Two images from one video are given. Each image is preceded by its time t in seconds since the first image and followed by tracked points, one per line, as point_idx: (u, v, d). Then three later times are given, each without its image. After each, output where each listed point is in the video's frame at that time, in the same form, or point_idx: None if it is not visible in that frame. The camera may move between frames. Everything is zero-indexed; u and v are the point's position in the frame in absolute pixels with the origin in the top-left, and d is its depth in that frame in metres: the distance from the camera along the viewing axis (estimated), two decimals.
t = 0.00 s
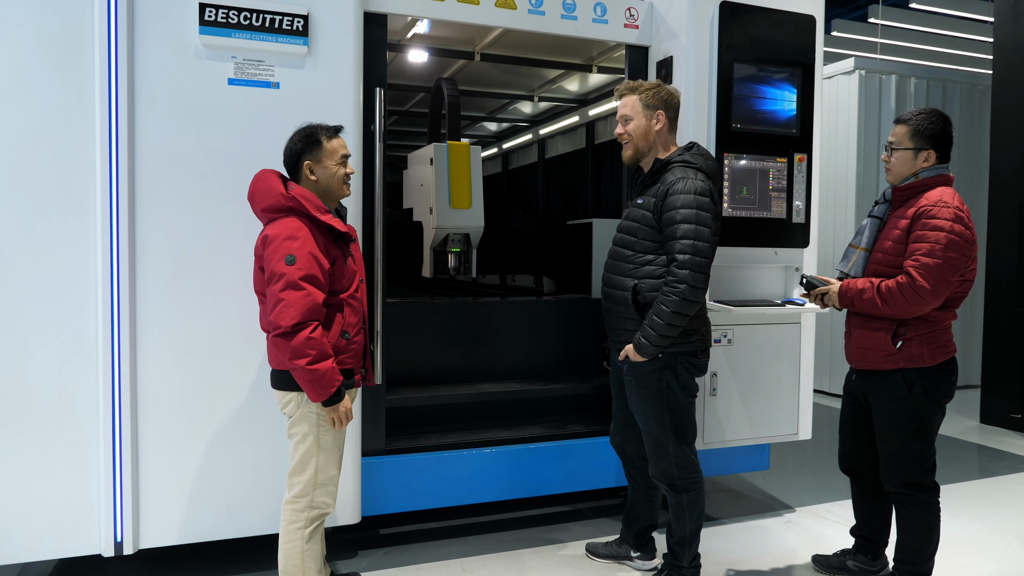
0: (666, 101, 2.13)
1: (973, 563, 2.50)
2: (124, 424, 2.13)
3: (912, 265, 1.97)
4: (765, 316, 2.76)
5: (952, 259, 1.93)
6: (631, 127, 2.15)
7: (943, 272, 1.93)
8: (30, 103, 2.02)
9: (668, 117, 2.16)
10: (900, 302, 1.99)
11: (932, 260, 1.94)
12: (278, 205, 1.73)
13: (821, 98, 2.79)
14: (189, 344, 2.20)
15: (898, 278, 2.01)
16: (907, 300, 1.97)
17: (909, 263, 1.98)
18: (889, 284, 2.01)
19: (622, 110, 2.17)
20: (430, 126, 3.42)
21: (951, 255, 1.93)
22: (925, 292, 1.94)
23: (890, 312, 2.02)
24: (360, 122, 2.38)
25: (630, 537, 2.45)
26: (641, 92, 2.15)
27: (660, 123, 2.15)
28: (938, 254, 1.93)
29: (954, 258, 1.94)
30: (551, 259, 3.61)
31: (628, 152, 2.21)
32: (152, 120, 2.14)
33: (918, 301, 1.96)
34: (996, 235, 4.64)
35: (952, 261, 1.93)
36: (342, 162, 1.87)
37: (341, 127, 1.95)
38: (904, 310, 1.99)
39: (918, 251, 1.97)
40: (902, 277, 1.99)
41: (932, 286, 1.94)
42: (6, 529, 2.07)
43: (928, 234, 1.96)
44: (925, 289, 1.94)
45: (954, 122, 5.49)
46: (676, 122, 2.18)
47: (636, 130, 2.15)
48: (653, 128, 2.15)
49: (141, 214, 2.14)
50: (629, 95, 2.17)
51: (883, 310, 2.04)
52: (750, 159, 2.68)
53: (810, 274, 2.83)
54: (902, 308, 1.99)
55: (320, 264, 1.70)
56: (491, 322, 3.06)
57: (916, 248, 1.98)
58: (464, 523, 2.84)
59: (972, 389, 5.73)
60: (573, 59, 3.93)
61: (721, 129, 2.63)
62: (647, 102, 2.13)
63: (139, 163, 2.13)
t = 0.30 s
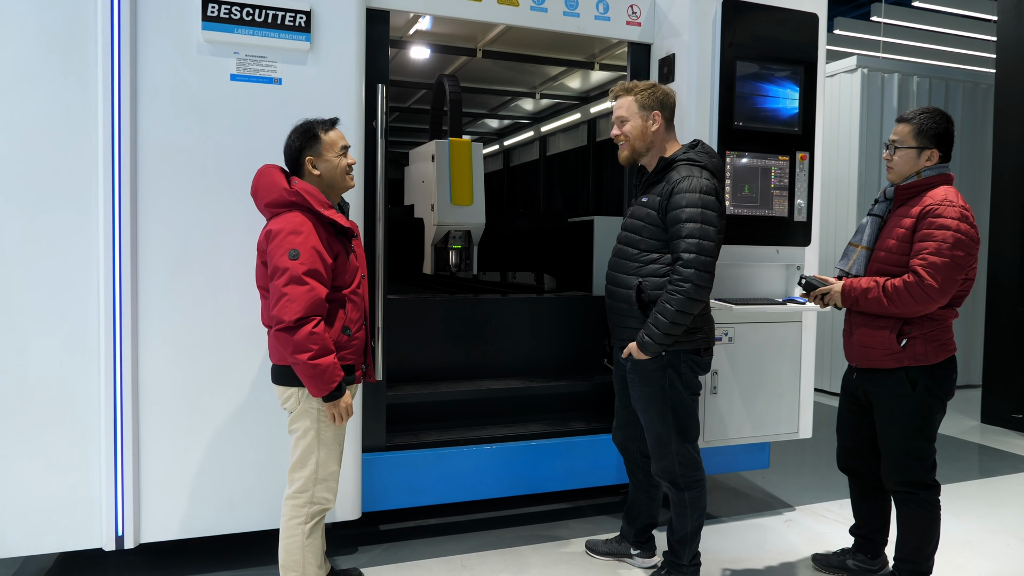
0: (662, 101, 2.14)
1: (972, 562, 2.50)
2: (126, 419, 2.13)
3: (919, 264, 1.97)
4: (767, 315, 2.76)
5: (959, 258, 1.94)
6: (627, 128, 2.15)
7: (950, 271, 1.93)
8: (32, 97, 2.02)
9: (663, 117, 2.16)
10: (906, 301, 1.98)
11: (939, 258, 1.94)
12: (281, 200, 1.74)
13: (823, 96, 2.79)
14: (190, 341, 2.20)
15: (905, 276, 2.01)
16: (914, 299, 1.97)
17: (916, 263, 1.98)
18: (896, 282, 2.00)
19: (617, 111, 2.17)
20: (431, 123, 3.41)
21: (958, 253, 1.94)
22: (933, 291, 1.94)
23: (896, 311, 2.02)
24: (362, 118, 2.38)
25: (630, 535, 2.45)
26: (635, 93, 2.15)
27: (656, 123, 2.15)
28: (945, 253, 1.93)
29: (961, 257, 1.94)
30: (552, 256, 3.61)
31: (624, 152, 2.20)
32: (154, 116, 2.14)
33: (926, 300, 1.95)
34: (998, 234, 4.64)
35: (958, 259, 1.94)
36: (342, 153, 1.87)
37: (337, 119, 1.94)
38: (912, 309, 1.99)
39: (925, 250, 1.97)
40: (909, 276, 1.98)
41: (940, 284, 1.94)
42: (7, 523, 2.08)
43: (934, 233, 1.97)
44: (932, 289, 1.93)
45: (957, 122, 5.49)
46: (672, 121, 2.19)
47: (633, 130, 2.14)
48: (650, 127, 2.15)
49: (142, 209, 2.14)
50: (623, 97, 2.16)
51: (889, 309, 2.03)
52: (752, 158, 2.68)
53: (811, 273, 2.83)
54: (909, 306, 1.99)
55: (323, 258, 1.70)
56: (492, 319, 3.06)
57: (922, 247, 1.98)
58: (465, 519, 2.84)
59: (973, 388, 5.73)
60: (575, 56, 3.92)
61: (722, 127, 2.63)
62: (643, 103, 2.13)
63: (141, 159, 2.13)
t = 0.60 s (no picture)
0: (660, 98, 2.13)
1: (976, 563, 2.50)
2: (128, 415, 2.13)
3: (926, 262, 1.96)
4: (770, 314, 2.75)
5: (966, 255, 1.93)
6: (629, 129, 2.14)
7: (957, 268, 1.93)
8: (35, 94, 2.02)
9: (662, 114, 2.15)
10: (912, 299, 1.98)
11: (947, 256, 1.93)
12: (284, 194, 1.74)
13: (828, 94, 2.78)
14: (192, 338, 2.21)
15: (911, 274, 2.00)
16: (921, 297, 1.96)
17: (923, 260, 1.97)
18: (902, 281, 1.99)
19: (617, 113, 2.16)
20: (435, 121, 3.41)
21: (965, 251, 1.93)
22: (940, 289, 1.93)
23: (903, 309, 2.01)
24: (366, 116, 2.37)
25: (634, 533, 2.45)
26: (632, 93, 2.14)
27: (657, 121, 2.15)
28: (953, 250, 1.93)
29: (969, 254, 1.94)
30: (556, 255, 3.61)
31: (629, 153, 2.20)
32: (158, 112, 2.14)
33: (933, 298, 1.94)
34: (1003, 234, 4.63)
35: (966, 258, 1.93)
36: (363, 163, 1.87)
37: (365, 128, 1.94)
38: (917, 307, 1.98)
39: (932, 248, 1.96)
40: (916, 274, 1.97)
41: (947, 282, 1.93)
42: (10, 519, 2.08)
43: (941, 230, 1.96)
44: (940, 287, 1.92)
45: (962, 121, 5.47)
46: (671, 117, 2.18)
47: (634, 131, 2.14)
48: (651, 127, 2.15)
49: (145, 206, 2.14)
50: (621, 97, 2.15)
51: (896, 308, 2.02)
52: (756, 156, 2.67)
53: (816, 273, 2.81)
54: (915, 305, 1.98)
55: (322, 255, 1.70)
56: (495, 317, 3.05)
57: (929, 245, 1.98)
58: (467, 518, 2.84)
59: (977, 389, 5.71)
60: (579, 54, 3.90)
61: (726, 126, 2.62)
62: (641, 102, 2.12)
63: (144, 156, 2.13)
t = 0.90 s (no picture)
0: (655, 101, 2.14)
1: (980, 565, 2.50)
2: (131, 415, 2.13)
3: (927, 266, 1.96)
4: (773, 315, 2.75)
5: (968, 257, 1.92)
6: (628, 136, 2.13)
7: (960, 270, 1.92)
8: (39, 94, 2.02)
9: (657, 117, 2.16)
10: (917, 303, 1.97)
11: (948, 259, 1.93)
12: (290, 200, 1.74)
13: (831, 95, 2.78)
14: (194, 338, 2.21)
15: (914, 279, 2.00)
16: (926, 302, 1.95)
17: (925, 264, 1.97)
18: (906, 287, 2.00)
19: (613, 121, 2.15)
20: (437, 122, 3.41)
21: (966, 252, 1.92)
22: (944, 293, 1.92)
23: (908, 315, 2.00)
24: (368, 116, 2.38)
25: (636, 533, 2.45)
26: (626, 100, 2.14)
27: (655, 124, 2.16)
28: (953, 253, 1.93)
29: (970, 256, 1.93)
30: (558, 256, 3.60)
31: (630, 160, 2.19)
32: (161, 113, 2.14)
33: (937, 302, 1.94)
34: (1005, 235, 4.62)
35: (968, 261, 1.92)
36: (366, 166, 1.87)
37: (366, 129, 1.93)
38: (922, 312, 1.98)
39: (933, 252, 1.96)
40: (918, 279, 1.97)
41: (950, 286, 1.92)
42: (12, 519, 2.08)
43: (940, 234, 1.96)
44: (943, 290, 1.92)
45: (964, 122, 5.47)
46: (666, 119, 2.20)
47: (635, 137, 2.13)
48: (650, 130, 2.15)
49: (148, 206, 2.14)
50: (616, 105, 2.15)
51: (901, 314, 2.02)
52: (758, 158, 2.67)
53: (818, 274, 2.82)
54: (920, 309, 1.98)
55: (329, 263, 1.70)
56: (497, 318, 3.05)
57: (930, 249, 1.97)
58: (469, 518, 2.84)
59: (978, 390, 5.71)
60: (582, 55, 3.90)
61: (729, 126, 2.61)
62: (638, 107, 2.12)
63: (147, 156, 2.13)
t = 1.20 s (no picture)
0: (676, 97, 2.14)
1: (980, 565, 2.50)
2: (131, 413, 2.13)
3: (925, 264, 1.96)
4: (773, 315, 2.75)
5: (964, 255, 1.93)
6: (643, 129, 2.14)
7: (958, 269, 1.92)
8: (40, 93, 2.03)
9: (676, 115, 2.16)
10: (915, 301, 1.97)
11: (945, 258, 1.93)
12: (294, 201, 1.73)
13: (832, 95, 2.78)
14: (195, 336, 2.21)
15: (911, 277, 2.00)
16: (923, 299, 1.95)
17: (922, 263, 1.97)
18: (904, 284, 1.99)
19: (630, 111, 2.15)
20: (438, 121, 3.41)
21: (963, 250, 1.93)
22: (942, 291, 1.92)
23: (906, 313, 2.00)
24: (369, 115, 2.38)
25: (635, 533, 2.45)
26: (648, 92, 2.13)
27: (672, 122, 2.16)
28: (951, 252, 1.93)
29: (967, 255, 1.93)
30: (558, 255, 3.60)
31: (642, 154, 2.20)
32: (162, 111, 2.14)
33: (934, 300, 1.94)
34: (1006, 235, 4.62)
35: (966, 260, 1.93)
36: (365, 165, 1.87)
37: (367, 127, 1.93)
38: (920, 309, 1.98)
39: (930, 250, 1.96)
40: (916, 277, 1.97)
41: (947, 284, 1.92)
42: (11, 518, 2.08)
43: (938, 232, 1.96)
44: (938, 288, 1.92)
45: (965, 122, 5.46)
46: (684, 117, 2.20)
47: (649, 131, 2.14)
48: (666, 127, 2.15)
49: (150, 204, 2.14)
50: (636, 95, 2.14)
51: (898, 311, 2.02)
52: (759, 157, 2.67)
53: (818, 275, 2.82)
54: (918, 307, 1.97)
55: (333, 267, 1.70)
56: (497, 317, 3.05)
57: (927, 247, 1.98)
58: (469, 517, 2.84)
59: (978, 390, 5.71)
60: (583, 54, 3.90)
61: (730, 126, 2.61)
62: (658, 101, 2.12)
63: (148, 155, 2.13)
